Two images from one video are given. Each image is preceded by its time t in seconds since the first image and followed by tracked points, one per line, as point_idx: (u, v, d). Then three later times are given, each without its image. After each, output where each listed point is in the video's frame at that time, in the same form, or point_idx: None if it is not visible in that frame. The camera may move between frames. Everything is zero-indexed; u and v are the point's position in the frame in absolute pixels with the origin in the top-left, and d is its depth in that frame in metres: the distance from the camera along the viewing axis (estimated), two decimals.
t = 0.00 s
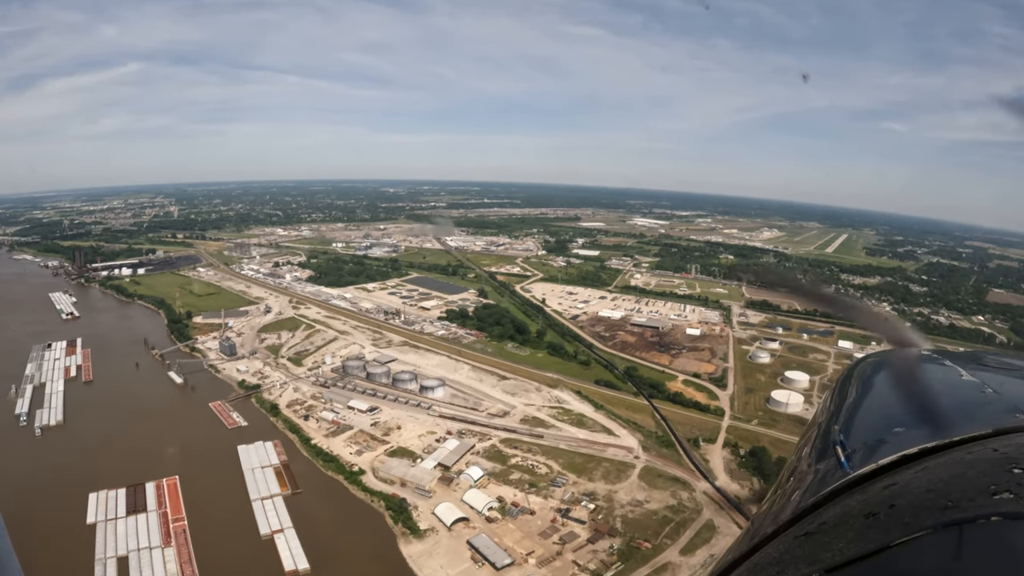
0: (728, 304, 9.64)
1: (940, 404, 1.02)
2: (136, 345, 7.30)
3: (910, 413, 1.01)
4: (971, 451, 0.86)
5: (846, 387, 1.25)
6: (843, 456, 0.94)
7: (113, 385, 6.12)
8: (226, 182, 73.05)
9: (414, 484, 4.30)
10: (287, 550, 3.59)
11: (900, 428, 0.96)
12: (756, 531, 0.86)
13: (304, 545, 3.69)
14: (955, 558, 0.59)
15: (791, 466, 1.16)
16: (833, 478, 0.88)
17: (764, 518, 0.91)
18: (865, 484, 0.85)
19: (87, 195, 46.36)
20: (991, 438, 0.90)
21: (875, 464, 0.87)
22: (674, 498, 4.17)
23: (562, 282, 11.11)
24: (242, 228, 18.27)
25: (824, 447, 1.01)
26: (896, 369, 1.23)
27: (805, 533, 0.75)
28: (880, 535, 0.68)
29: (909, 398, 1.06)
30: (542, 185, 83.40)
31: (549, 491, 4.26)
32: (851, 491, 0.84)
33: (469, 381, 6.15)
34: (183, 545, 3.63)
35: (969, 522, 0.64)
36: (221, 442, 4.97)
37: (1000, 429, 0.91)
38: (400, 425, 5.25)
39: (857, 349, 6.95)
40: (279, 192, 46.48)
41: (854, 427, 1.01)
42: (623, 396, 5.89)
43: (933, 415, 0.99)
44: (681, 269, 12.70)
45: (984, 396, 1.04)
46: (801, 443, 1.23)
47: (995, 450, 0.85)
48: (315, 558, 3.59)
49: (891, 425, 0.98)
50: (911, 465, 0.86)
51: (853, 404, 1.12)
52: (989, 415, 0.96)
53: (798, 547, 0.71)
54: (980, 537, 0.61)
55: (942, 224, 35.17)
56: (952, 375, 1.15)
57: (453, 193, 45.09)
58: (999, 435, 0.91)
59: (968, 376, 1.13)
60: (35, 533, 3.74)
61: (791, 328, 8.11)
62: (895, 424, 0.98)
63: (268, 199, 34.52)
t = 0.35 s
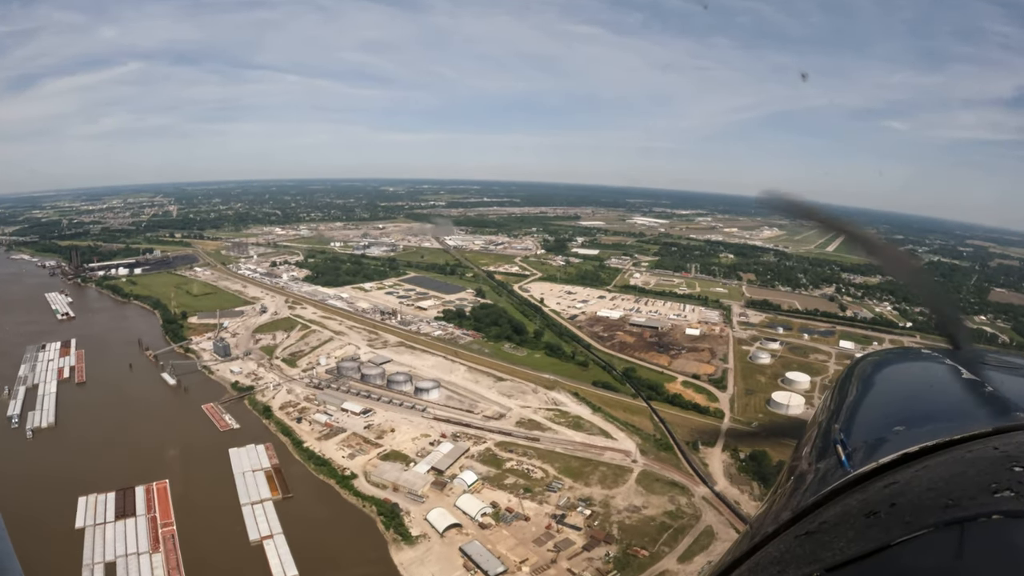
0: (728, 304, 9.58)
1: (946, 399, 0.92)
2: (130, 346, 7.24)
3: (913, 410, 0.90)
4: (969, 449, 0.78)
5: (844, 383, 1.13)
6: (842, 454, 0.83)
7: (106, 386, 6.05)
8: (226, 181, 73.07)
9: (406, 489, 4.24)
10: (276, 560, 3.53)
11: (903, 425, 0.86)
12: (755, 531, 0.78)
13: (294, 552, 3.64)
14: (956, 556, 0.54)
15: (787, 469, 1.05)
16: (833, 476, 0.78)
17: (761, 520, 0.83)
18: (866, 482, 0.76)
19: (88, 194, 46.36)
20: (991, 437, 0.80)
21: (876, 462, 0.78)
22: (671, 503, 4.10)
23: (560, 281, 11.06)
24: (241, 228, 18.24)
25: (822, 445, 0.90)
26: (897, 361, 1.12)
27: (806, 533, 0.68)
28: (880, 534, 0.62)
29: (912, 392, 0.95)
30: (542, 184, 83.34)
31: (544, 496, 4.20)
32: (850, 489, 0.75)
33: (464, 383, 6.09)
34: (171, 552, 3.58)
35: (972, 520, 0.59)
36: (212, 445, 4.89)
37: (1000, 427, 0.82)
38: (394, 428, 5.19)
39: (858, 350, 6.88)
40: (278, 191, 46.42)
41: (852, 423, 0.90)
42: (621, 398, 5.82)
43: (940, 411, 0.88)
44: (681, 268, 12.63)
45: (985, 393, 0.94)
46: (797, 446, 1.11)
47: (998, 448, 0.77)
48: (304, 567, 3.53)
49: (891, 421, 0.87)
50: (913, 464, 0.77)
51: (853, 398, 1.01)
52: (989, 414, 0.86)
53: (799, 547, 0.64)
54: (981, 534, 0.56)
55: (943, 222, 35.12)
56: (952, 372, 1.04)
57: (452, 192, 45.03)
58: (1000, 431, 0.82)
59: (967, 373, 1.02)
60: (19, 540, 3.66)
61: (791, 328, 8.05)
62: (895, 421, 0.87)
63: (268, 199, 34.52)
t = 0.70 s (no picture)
0: (728, 303, 9.51)
1: (943, 398, 0.85)
2: (125, 346, 7.18)
3: (910, 407, 0.84)
4: (965, 451, 0.70)
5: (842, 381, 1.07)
6: (838, 452, 0.78)
7: (100, 388, 5.98)
8: (227, 180, 73.01)
9: (399, 494, 4.18)
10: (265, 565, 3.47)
11: (900, 424, 0.79)
12: (751, 531, 0.73)
13: (284, 558, 3.58)
14: (952, 556, 0.47)
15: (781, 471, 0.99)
16: (829, 474, 0.73)
17: (757, 522, 0.77)
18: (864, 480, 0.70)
19: (88, 193, 46.33)
20: (986, 438, 0.73)
21: (872, 462, 0.71)
22: (670, 509, 4.04)
23: (560, 280, 10.99)
24: (241, 227, 18.22)
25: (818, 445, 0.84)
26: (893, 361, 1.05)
27: (803, 532, 0.62)
28: (875, 532, 0.55)
29: (907, 392, 0.88)
30: (543, 182, 83.21)
31: (540, 501, 4.13)
32: (849, 487, 0.69)
33: (460, 384, 6.03)
34: (160, 558, 3.52)
35: (967, 519, 0.51)
36: (205, 449, 4.82)
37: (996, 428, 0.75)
38: (388, 430, 5.13)
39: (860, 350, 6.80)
40: (278, 190, 46.34)
41: (848, 420, 0.84)
42: (620, 400, 5.75)
43: (933, 410, 0.82)
44: (682, 266, 12.56)
45: (984, 394, 0.86)
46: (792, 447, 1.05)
47: (993, 450, 0.69)
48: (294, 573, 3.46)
49: (887, 420, 0.81)
50: (910, 463, 0.70)
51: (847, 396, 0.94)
52: (986, 413, 0.80)
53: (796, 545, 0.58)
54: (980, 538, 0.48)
55: (945, 220, 34.99)
56: (950, 371, 0.97)
57: (453, 190, 44.95)
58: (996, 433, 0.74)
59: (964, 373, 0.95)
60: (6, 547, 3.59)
61: (793, 328, 7.98)
62: (891, 420, 0.81)
63: (269, 198, 34.53)
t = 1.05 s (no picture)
0: (730, 303, 9.43)
1: (935, 402, 0.84)
2: (121, 347, 7.14)
3: (902, 410, 0.83)
4: (957, 452, 0.72)
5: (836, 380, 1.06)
6: (831, 453, 0.77)
7: (95, 389, 5.92)
8: (228, 179, 73.09)
9: (392, 499, 4.12)
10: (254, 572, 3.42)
11: (892, 426, 0.78)
12: (736, 530, 0.71)
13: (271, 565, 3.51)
14: (941, 556, 0.49)
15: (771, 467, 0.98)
16: (818, 475, 0.73)
17: (742, 521, 0.75)
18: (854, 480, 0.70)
19: (90, 194, 46.37)
20: (978, 441, 0.75)
21: (864, 463, 0.71)
22: (670, 515, 3.97)
23: (560, 279, 10.92)
24: (240, 226, 18.16)
25: (809, 444, 0.83)
26: (884, 362, 1.04)
27: (791, 530, 0.62)
28: (864, 532, 0.57)
29: (900, 394, 0.87)
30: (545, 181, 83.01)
31: (536, 506, 4.07)
32: (839, 486, 0.69)
33: (457, 386, 5.96)
34: (149, 565, 3.46)
35: (956, 521, 0.54)
36: (198, 451, 4.77)
37: (988, 430, 0.76)
38: (383, 433, 5.06)
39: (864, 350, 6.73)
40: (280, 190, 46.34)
41: (841, 421, 0.83)
42: (619, 402, 5.69)
43: (925, 413, 0.82)
44: (683, 265, 12.47)
45: (973, 397, 0.88)
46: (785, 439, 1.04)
47: (983, 452, 0.72)
48: None
49: (878, 423, 0.80)
50: (901, 466, 0.70)
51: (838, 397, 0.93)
52: (973, 416, 0.81)
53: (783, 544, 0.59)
54: (970, 537, 0.51)
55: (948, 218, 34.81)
56: (940, 373, 0.98)
57: (454, 189, 44.87)
58: (988, 436, 0.75)
59: (955, 376, 0.95)
60: None
61: (795, 328, 7.91)
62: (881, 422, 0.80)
63: (269, 197, 34.45)
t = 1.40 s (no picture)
0: (732, 302, 9.35)
1: (925, 403, 0.84)
2: (118, 347, 7.10)
3: (891, 412, 0.83)
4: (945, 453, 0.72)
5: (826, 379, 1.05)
6: (819, 453, 0.76)
7: (90, 391, 5.87)
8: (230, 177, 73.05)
9: (386, 504, 4.05)
10: None
11: (881, 427, 0.78)
12: (732, 529, 0.69)
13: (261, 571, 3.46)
14: (932, 557, 0.45)
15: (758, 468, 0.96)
16: (809, 475, 0.71)
17: (737, 518, 0.74)
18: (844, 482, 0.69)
19: (92, 193, 46.43)
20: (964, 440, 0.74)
21: (852, 462, 0.70)
22: (670, 522, 3.89)
23: (560, 279, 10.85)
24: (240, 226, 18.16)
25: (798, 444, 0.82)
26: (885, 363, 1.01)
27: (782, 531, 0.59)
28: (855, 533, 0.53)
29: (891, 396, 0.87)
30: (546, 179, 82.91)
31: (532, 512, 4.00)
32: (827, 489, 0.67)
33: (454, 388, 5.89)
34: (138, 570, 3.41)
35: (946, 519, 0.50)
36: (192, 454, 4.72)
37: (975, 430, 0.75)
38: (378, 436, 5.01)
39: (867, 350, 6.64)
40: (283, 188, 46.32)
41: (830, 421, 0.82)
42: (619, 404, 5.62)
43: (916, 414, 0.81)
44: (685, 264, 12.39)
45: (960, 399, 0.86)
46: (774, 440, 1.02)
47: (970, 453, 0.70)
48: None
49: (869, 423, 0.80)
50: (890, 466, 0.69)
51: (832, 395, 0.91)
52: (962, 417, 0.80)
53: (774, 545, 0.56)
54: (960, 536, 0.47)
55: (951, 215, 34.66)
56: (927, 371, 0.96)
57: (455, 188, 44.81)
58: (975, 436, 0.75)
59: (943, 376, 0.92)
60: None
61: (798, 327, 7.83)
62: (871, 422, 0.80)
63: (271, 197, 34.48)
